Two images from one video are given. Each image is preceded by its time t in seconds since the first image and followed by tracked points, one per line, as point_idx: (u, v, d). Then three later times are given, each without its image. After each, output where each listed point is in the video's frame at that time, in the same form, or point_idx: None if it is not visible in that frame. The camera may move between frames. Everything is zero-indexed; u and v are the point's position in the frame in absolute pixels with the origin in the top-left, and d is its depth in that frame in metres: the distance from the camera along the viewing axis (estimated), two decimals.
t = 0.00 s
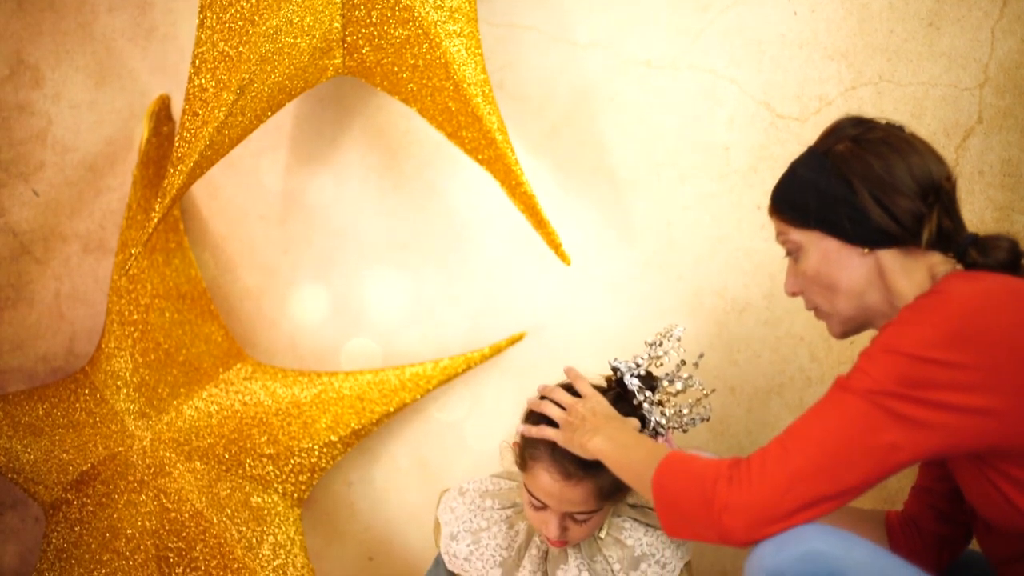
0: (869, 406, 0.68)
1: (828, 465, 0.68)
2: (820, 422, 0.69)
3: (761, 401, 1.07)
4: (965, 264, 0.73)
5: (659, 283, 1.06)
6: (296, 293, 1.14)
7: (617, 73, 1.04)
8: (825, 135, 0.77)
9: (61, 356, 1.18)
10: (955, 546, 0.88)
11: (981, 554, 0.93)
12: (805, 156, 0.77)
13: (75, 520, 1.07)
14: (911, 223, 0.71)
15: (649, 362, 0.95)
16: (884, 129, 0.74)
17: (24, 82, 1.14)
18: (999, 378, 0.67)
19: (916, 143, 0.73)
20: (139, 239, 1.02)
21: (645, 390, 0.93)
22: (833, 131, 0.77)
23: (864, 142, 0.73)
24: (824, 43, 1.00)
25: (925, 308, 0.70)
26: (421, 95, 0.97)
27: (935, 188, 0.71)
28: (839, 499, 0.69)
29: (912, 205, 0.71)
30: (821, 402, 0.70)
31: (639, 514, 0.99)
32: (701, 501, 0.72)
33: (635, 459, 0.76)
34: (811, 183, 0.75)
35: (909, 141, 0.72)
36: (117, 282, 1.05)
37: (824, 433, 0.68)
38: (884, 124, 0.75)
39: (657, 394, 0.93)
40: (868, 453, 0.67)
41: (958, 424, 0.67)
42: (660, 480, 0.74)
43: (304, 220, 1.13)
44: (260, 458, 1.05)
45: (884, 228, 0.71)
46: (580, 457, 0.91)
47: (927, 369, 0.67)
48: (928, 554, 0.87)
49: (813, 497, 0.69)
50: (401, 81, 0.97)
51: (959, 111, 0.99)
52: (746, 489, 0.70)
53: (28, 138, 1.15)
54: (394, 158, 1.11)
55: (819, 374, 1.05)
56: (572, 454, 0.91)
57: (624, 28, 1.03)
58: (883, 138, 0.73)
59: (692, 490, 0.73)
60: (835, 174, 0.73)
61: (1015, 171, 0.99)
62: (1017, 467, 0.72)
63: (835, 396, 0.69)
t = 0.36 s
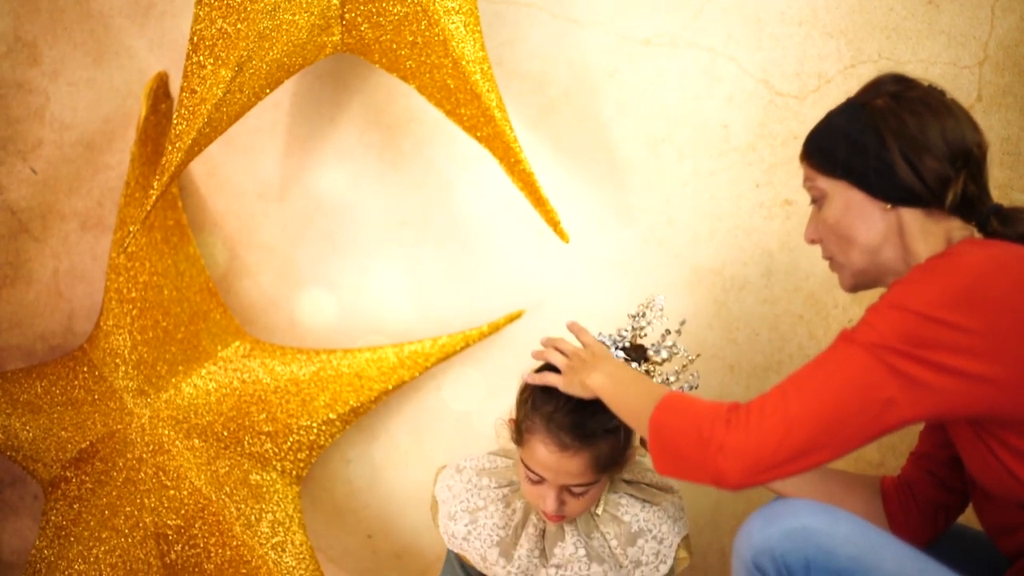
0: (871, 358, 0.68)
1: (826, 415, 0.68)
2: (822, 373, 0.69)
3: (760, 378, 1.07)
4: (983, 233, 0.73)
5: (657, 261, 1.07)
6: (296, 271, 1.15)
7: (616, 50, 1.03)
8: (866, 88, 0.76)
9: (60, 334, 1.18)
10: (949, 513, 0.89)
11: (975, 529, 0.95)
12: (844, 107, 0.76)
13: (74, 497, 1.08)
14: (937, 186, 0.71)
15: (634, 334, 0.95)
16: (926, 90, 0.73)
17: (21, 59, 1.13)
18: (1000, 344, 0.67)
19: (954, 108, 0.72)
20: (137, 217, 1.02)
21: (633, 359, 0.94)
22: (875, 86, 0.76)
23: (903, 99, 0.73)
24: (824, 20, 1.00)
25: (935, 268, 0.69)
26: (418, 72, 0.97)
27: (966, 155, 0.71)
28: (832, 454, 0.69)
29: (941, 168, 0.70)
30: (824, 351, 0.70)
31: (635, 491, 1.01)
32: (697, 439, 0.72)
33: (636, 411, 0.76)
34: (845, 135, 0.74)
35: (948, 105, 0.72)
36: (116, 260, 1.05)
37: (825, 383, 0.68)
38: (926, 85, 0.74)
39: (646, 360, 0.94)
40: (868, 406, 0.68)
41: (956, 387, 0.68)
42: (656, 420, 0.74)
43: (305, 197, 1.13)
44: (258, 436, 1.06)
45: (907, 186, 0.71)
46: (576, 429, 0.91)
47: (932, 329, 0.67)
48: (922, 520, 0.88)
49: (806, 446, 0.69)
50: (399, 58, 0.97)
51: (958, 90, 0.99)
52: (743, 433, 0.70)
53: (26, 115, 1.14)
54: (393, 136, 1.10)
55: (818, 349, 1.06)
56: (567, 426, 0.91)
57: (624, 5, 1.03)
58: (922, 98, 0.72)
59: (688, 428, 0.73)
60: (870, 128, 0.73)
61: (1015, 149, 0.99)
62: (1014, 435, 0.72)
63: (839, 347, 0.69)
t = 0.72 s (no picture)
0: (871, 324, 0.68)
1: (816, 375, 0.68)
2: (818, 334, 0.69)
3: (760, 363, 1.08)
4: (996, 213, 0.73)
5: (655, 247, 1.07)
6: (290, 249, 1.15)
7: (615, 35, 1.03)
8: (891, 62, 0.76)
9: (59, 320, 1.18)
10: (948, 492, 0.88)
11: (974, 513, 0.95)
12: (867, 79, 0.76)
13: (74, 483, 1.08)
14: (954, 164, 0.70)
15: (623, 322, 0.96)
16: (951, 67, 0.73)
17: (20, 45, 1.13)
18: (1005, 326, 0.67)
19: (978, 88, 0.71)
20: (136, 204, 1.02)
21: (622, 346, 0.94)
22: (900, 60, 0.75)
23: (927, 75, 0.72)
24: (824, 6, 1.00)
25: (944, 242, 0.69)
26: (418, 58, 0.96)
27: (985, 136, 0.71)
28: (821, 415, 0.70)
29: (959, 147, 0.70)
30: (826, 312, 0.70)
31: (634, 475, 1.01)
32: (687, 384, 0.73)
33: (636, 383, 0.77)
34: (867, 107, 0.74)
35: (972, 84, 0.71)
36: (115, 246, 1.06)
37: (823, 344, 0.68)
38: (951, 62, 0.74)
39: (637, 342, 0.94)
40: (860, 371, 0.68)
41: (955, 364, 0.67)
42: (648, 362, 0.75)
43: (303, 180, 1.13)
44: (257, 421, 1.06)
45: (924, 161, 0.71)
46: (575, 412, 0.92)
47: (936, 303, 0.67)
48: (921, 497, 0.87)
49: (793, 403, 0.69)
50: (399, 44, 0.97)
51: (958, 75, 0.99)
52: (731, 379, 0.71)
53: (24, 101, 1.14)
54: (393, 122, 1.10)
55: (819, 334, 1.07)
56: (566, 409, 0.92)
57: None
58: (947, 75, 0.71)
59: (679, 373, 0.74)
60: (892, 101, 0.72)
61: (1015, 135, 1.00)
62: (1018, 419, 0.73)
63: (839, 309, 0.69)
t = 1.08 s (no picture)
0: (875, 307, 0.68)
1: (818, 356, 0.69)
2: (821, 314, 0.69)
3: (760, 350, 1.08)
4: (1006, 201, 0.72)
5: (654, 235, 1.07)
6: (290, 235, 1.15)
7: (616, 23, 1.03)
8: (905, 46, 0.75)
9: (59, 308, 1.18)
10: (948, 478, 0.88)
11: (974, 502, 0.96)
12: (882, 62, 0.76)
13: (74, 471, 1.09)
14: (965, 149, 0.70)
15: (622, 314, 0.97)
16: (965, 54, 0.73)
17: (19, 33, 1.13)
18: (1008, 314, 0.67)
19: (991, 76, 0.71)
20: (136, 192, 1.02)
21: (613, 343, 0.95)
22: (915, 45, 0.75)
23: (940, 60, 0.72)
24: None
25: (949, 228, 0.69)
26: (418, 46, 0.96)
27: (996, 122, 0.70)
28: (822, 398, 0.70)
29: (971, 132, 0.70)
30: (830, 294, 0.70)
31: (633, 463, 1.02)
32: (688, 358, 0.74)
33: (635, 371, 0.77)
34: (880, 90, 0.74)
35: (985, 72, 0.71)
36: (114, 234, 1.06)
37: (825, 325, 0.69)
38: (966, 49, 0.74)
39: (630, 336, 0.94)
40: (862, 353, 0.68)
41: (956, 350, 0.67)
42: (654, 339, 0.76)
43: (303, 167, 1.13)
44: (257, 409, 1.06)
45: (933, 146, 0.70)
46: (573, 397, 0.92)
47: (939, 288, 0.67)
48: (923, 483, 0.87)
49: (792, 385, 0.70)
50: (399, 32, 0.96)
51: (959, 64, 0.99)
52: (733, 359, 0.71)
53: (23, 89, 1.14)
54: (393, 110, 1.10)
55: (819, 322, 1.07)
56: (565, 394, 0.92)
57: None
58: (961, 61, 0.71)
59: (683, 347, 0.74)
60: (905, 85, 0.72)
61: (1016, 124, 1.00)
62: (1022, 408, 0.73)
63: (843, 291, 0.69)
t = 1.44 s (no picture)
0: (873, 292, 0.68)
1: (817, 342, 0.69)
2: (821, 300, 0.70)
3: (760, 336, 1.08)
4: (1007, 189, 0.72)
5: (654, 220, 1.08)
6: (290, 220, 1.15)
7: (616, 8, 1.03)
8: (911, 30, 0.75)
9: (58, 294, 1.19)
10: (939, 460, 0.89)
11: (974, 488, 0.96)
12: (887, 45, 0.76)
13: (74, 456, 1.09)
14: (965, 138, 0.70)
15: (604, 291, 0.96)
16: (971, 40, 0.73)
17: (19, 18, 1.13)
18: (1008, 300, 0.67)
19: (995, 64, 0.71)
20: (135, 176, 1.02)
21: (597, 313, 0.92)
22: (921, 29, 0.75)
23: (946, 46, 0.72)
24: None
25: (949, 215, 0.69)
26: (418, 31, 0.96)
27: (998, 112, 0.70)
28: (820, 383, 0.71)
29: (971, 121, 0.70)
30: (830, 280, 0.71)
31: (628, 447, 1.02)
32: (687, 343, 0.74)
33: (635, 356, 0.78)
34: (883, 74, 0.74)
35: (989, 60, 0.71)
36: (114, 219, 1.06)
37: (824, 311, 0.69)
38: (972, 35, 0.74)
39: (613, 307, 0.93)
40: (862, 339, 0.68)
41: (955, 336, 0.68)
42: (654, 321, 0.76)
43: (303, 152, 1.13)
44: (257, 394, 1.07)
45: (933, 133, 0.70)
46: (564, 381, 0.93)
47: (939, 274, 0.67)
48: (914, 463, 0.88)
49: (791, 370, 0.70)
50: (399, 17, 0.96)
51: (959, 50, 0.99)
52: (732, 345, 0.72)
53: (23, 74, 1.14)
54: (393, 95, 1.10)
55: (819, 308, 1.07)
56: (555, 378, 0.93)
57: None
58: (966, 48, 0.71)
59: (682, 332, 0.74)
60: (909, 70, 0.72)
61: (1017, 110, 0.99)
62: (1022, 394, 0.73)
63: (842, 278, 0.70)
